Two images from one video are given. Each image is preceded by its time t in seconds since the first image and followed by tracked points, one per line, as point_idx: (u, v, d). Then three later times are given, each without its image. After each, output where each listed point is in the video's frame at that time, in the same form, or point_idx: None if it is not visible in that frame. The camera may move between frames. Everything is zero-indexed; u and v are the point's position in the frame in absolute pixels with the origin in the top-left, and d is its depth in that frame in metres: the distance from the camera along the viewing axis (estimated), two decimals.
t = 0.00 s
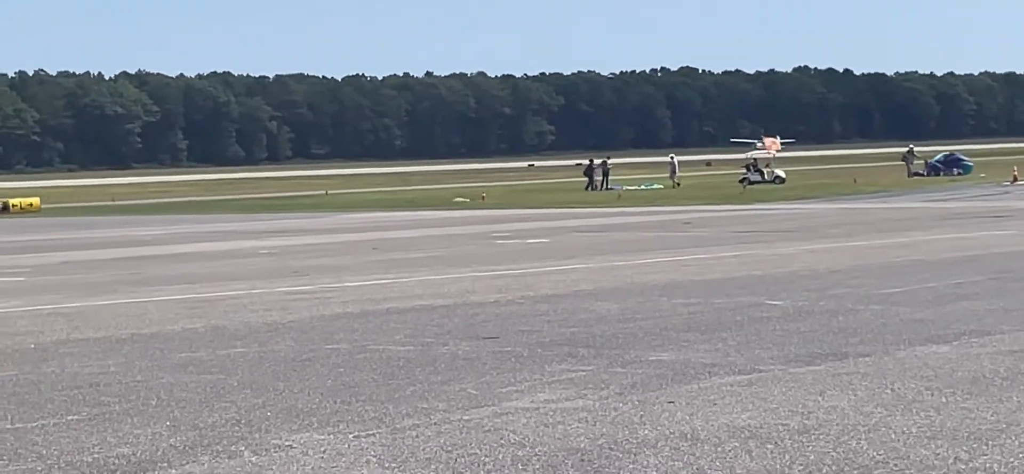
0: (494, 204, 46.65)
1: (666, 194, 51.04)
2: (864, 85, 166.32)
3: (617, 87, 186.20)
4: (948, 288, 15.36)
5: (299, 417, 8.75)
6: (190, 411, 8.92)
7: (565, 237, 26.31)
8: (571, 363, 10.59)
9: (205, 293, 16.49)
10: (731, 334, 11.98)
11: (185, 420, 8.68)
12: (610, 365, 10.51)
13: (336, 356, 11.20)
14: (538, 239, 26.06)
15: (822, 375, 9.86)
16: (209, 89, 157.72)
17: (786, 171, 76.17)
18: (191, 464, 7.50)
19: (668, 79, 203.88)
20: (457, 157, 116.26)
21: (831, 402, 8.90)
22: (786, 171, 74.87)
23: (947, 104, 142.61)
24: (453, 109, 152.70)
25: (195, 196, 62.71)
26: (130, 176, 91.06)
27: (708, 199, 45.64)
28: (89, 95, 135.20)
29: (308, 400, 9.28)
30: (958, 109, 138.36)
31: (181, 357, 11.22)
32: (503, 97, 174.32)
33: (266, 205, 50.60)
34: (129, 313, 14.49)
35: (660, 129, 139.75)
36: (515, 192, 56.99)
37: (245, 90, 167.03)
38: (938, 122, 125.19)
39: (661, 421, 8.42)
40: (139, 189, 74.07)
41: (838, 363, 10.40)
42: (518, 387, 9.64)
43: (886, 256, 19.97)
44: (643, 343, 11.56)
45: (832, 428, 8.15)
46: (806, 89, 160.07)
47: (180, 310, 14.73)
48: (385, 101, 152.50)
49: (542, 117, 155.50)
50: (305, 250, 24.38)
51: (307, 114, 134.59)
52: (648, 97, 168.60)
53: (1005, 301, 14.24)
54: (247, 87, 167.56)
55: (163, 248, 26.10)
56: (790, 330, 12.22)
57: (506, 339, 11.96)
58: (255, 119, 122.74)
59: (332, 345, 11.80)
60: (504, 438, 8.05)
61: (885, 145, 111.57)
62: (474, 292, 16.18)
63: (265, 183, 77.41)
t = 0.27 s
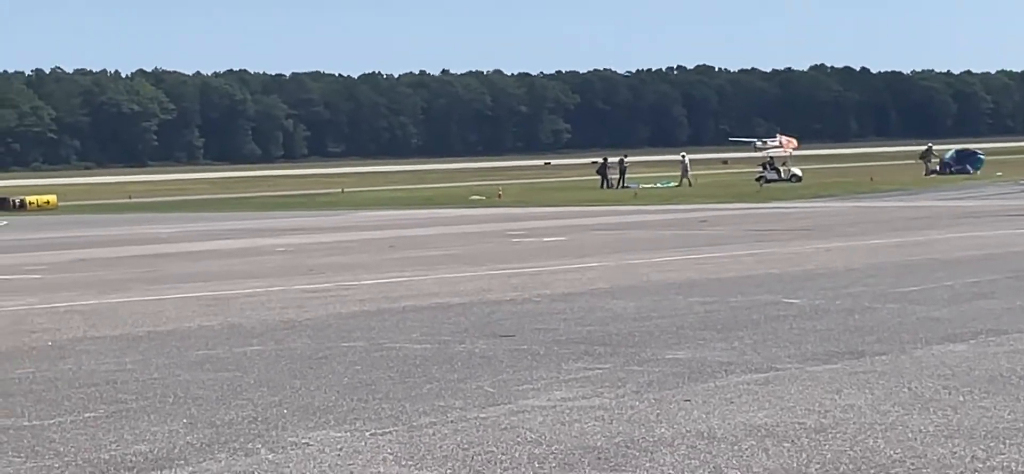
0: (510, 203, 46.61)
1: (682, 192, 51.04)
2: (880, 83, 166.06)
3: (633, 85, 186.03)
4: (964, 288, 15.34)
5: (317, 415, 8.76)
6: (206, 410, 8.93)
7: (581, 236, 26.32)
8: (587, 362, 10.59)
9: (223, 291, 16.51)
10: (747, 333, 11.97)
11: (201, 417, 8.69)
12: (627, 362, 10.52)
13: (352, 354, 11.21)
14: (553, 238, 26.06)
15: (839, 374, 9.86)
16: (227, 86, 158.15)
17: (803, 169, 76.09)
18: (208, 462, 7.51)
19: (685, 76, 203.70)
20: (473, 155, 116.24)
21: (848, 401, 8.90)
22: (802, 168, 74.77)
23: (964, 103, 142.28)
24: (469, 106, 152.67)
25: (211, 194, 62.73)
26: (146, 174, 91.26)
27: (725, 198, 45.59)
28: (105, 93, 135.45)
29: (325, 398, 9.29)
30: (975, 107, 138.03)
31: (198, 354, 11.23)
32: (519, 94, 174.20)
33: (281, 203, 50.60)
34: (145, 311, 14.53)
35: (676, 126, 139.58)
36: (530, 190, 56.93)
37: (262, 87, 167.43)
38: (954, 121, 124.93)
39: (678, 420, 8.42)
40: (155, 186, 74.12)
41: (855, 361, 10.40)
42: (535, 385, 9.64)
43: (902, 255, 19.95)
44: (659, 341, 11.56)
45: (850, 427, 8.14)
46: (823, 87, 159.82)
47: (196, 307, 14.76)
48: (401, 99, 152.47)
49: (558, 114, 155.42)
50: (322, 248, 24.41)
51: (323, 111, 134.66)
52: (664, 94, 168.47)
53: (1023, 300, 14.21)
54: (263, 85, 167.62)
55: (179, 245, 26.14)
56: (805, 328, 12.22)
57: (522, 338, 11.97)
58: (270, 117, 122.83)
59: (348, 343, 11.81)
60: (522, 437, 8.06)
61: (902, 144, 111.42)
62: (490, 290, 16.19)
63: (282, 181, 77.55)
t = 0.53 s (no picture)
0: (529, 200, 46.60)
1: (700, 190, 51.00)
2: (901, 81, 165.83)
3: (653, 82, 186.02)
4: (984, 286, 15.34)
5: (337, 411, 8.77)
6: (227, 406, 8.94)
7: (600, 234, 26.31)
8: (607, 360, 10.59)
9: (242, 288, 16.53)
10: (767, 331, 11.97)
11: (221, 414, 8.70)
12: (646, 361, 10.51)
13: (373, 351, 11.21)
14: (572, 236, 26.08)
15: (859, 371, 9.85)
16: (246, 84, 158.38)
17: (823, 167, 76.04)
18: (228, 459, 7.52)
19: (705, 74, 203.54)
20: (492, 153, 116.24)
21: (867, 399, 8.89)
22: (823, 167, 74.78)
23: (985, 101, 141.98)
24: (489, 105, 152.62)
25: (231, 191, 62.82)
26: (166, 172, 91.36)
27: (744, 195, 45.57)
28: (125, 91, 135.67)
29: (345, 395, 9.30)
30: (996, 106, 137.72)
31: (218, 351, 11.24)
32: (539, 92, 174.17)
33: (300, 200, 50.62)
34: (166, 307, 14.56)
35: (696, 125, 139.46)
36: (550, 188, 56.91)
37: (281, 85, 167.69)
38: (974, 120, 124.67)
39: (697, 418, 8.41)
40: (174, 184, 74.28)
41: (875, 359, 10.37)
42: (554, 383, 9.65)
43: (920, 253, 19.93)
44: (679, 339, 11.57)
45: (870, 426, 8.13)
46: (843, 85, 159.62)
47: (216, 305, 14.78)
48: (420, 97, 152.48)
49: (578, 112, 155.38)
50: (341, 245, 24.46)
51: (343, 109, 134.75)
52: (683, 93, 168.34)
53: None
54: (283, 82, 167.87)
55: (199, 243, 26.18)
56: (825, 326, 12.21)
57: (541, 336, 11.97)
58: (290, 115, 122.91)
59: (367, 341, 11.83)
60: (541, 435, 8.06)
61: (922, 143, 111.19)
62: (510, 288, 16.20)
63: (302, 179, 77.63)
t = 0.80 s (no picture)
0: (551, 198, 46.56)
1: (721, 187, 50.98)
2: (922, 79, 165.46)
3: (673, 80, 185.92)
4: (1006, 284, 15.28)
5: (357, 408, 8.77)
6: (248, 403, 8.95)
7: (622, 231, 26.31)
8: (629, 357, 10.58)
9: (263, 285, 16.52)
10: (787, 329, 11.95)
11: (243, 411, 8.70)
12: (668, 358, 10.49)
13: (394, 348, 11.22)
14: (594, 233, 26.05)
15: (880, 370, 9.83)
16: (267, 82, 158.58)
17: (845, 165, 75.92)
18: (248, 457, 7.54)
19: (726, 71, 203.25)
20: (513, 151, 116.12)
21: (888, 397, 8.87)
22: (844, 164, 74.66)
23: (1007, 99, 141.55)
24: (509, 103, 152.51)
25: (252, 188, 62.85)
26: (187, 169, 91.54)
27: (766, 193, 45.51)
28: (146, 89, 135.90)
29: (365, 393, 9.30)
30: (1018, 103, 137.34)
31: (238, 348, 11.25)
32: (559, 88, 174.13)
33: (321, 198, 50.64)
34: (185, 305, 14.57)
35: (717, 122, 139.28)
36: (569, 186, 56.90)
37: (302, 83, 167.85)
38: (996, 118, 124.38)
39: (718, 416, 8.41)
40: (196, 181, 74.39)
41: (896, 357, 10.35)
42: (575, 380, 9.65)
43: (941, 250, 19.88)
44: (701, 337, 11.56)
45: (890, 423, 8.11)
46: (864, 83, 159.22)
47: (236, 302, 14.78)
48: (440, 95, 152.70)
49: (599, 110, 155.19)
50: (362, 242, 24.49)
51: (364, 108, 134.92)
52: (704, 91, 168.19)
53: None
54: (303, 81, 168.05)
55: (221, 240, 26.22)
56: (849, 325, 12.18)
57: (562, 333, 11.96)
58: (311, 112, 123.12)
59: (389, 338, 11.82)
60: (563, 431, 8.05)
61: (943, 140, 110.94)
62: (532, 284, 16.18)
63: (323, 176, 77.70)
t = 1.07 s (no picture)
0: (572, 194, 46.59)
1: (742, 184, 50.99)
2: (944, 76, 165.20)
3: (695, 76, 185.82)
4: None
5: (380, 407, 8.78)
6: (269, 400, 8.96)
7: (643, 228, 26.29)
8: (651, 354, 10.57)
9: (284, 283, 16.55)
10: (810, 326, 11.94)
11: (266, 409, 8.71)
12: (689, 355, 10.49)
13: (415, 346, 11.22)
14: (615, 230, 26.04)
15: (902, 368, 9.82)
16: (288, 79, 158.77)
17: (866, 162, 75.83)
18: (272, 452, 7.54)
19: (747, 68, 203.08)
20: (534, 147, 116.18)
21: (913, 394, 8.86)
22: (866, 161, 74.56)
23: None
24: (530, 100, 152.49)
25: (273, 185, 62.92)
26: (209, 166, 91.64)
27: (787, 190, 45.49)
28: (168, 86, 136.21)
29: (387, 390, 9.30)
30: None
31: (261, 346, 11.28)
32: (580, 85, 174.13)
33: (343, 195, 50.68)
34: (207, 302, 14.60)
35: (738, 119, 139.19)
36: (590, 182, 56.91)
37: (324, 80, 168.04)
38: (1019, 114, 124.09)
39: (740, 412, 8.40)
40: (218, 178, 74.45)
41: (920, 355, 10.33)
42: (598, 377, 9.64)
43: (964, 248, 19.84)
44: (723, 334, 11.54)
45: (915, 421, 8.10)
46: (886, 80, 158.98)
47: (259, 299, 14.80)
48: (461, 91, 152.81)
49: (620, 107, 155.14)
50: (383, 239, 24.51)
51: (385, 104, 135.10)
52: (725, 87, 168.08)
53: None
54: (324, 77, 168.22)
55: (242, 237, 26.26)
56: (870, 322, 12.17)
57: (585, 330, 11.96)
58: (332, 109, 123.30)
59: (411, 335, 11.84)
60: (585, 428, 8.05)
61: (965, 137, 110.75)
62: (553, 282, 16.19)
63: (344, 173, 77.81)
